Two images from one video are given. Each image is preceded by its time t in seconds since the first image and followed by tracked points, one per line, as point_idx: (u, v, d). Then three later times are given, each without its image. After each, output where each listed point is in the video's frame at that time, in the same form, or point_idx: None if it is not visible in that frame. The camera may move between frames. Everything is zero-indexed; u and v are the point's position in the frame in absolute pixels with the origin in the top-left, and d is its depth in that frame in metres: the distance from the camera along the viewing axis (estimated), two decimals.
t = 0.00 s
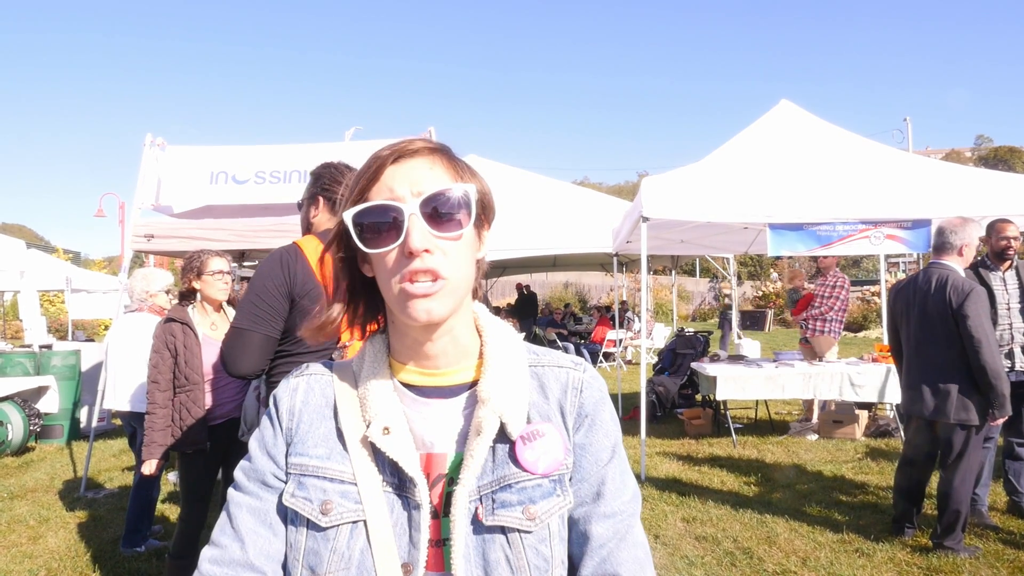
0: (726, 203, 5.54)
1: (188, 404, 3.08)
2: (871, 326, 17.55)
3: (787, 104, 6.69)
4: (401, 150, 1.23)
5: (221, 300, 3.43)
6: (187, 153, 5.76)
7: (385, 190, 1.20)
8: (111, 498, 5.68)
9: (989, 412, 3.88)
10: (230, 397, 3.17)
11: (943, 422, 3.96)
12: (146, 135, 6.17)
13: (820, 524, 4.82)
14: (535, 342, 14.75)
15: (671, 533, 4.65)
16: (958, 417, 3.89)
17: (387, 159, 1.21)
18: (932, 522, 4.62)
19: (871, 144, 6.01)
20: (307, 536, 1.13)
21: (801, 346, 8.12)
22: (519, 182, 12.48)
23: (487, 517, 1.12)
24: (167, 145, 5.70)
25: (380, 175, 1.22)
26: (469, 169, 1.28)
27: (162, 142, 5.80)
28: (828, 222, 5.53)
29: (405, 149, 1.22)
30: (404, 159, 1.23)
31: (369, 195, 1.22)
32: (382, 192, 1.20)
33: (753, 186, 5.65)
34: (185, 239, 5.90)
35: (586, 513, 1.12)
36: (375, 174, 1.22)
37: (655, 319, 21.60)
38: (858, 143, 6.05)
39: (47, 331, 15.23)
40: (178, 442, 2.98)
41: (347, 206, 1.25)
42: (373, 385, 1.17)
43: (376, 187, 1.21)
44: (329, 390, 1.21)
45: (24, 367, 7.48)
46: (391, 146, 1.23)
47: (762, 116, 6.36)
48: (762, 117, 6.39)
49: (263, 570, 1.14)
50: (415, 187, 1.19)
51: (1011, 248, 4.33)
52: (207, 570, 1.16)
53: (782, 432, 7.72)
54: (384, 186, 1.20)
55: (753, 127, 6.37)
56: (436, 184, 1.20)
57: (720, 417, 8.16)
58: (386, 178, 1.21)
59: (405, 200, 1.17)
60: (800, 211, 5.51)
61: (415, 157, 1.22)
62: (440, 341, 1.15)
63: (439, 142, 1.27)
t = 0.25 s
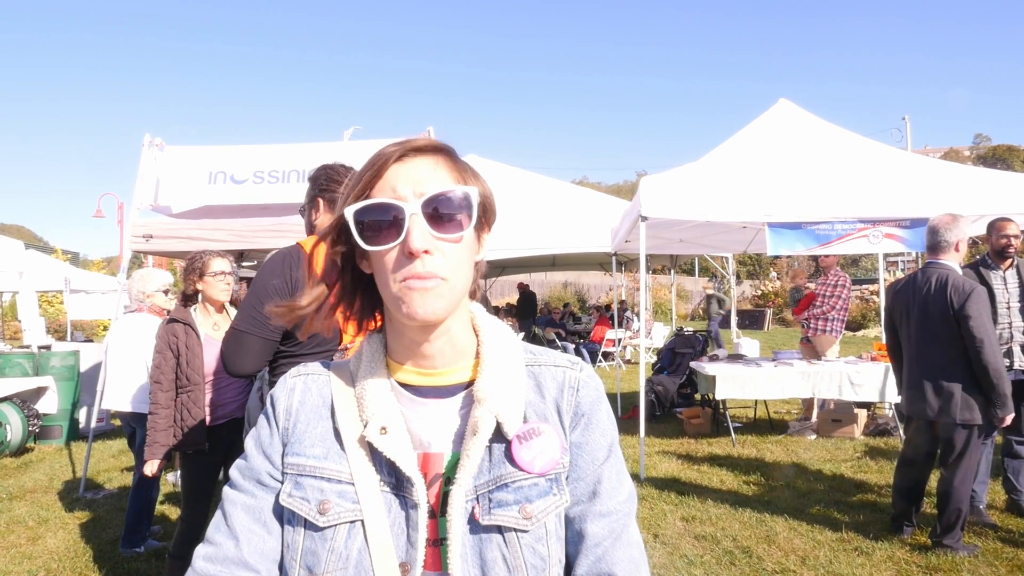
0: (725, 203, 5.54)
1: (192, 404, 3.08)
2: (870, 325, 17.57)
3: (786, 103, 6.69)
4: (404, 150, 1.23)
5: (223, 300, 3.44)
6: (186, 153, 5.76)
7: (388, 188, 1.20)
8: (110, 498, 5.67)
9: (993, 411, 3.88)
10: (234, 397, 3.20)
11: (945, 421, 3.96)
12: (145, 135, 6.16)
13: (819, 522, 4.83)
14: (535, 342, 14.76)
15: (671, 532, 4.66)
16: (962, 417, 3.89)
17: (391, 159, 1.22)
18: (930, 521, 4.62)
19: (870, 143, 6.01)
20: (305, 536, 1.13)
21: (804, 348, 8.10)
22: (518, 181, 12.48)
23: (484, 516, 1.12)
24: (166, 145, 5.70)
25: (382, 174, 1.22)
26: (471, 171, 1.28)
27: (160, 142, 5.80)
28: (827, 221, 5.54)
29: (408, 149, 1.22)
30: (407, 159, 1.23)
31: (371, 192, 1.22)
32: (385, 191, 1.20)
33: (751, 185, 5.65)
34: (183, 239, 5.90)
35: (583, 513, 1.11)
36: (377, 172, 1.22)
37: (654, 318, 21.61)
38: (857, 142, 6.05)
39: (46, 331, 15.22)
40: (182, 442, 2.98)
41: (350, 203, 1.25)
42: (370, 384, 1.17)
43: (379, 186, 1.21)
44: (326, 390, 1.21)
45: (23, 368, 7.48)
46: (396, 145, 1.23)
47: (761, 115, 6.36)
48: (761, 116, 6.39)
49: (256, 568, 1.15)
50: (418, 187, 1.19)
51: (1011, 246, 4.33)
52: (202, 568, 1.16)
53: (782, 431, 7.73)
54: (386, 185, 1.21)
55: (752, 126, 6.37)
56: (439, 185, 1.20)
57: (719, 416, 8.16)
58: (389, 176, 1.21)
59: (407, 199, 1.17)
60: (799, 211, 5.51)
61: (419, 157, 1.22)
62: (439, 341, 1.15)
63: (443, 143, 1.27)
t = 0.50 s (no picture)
0: (724, 202, 5.55)
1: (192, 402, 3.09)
2: (869, 324, 17.58)
3: (785, 103, 6.69)
4: (405, 146, 1.23)
5: (224, 300, 3.44)
6: (184, 151, 5.75)
7: (388, 182, 1.20)
8: (108, 496, 5.67)
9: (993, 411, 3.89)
10: (234, 396, 3.24)
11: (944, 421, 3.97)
12: (144, 133, 6.16)
13: (817, 521, 4.84)
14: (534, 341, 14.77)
15: (668, 531, 4.66)
16: (963, 417, 3.90)
17: (392, 154, 1.22)
18: (927, 520, 4.63)
19: (869, 143, 6.01)
20: (298, 533, 1.14)
21: (799, 347, 8.12)
22: (517, 181, 12.50)
23: (480, 514, 1.12)
24: (164, 143, 5.69)
25: (383, 168, 1.22)
26: (472, 169, 1.28)
27: (158, 139, 5.79)
28: (825, 221, 5.54)
29: (410, 145, 1.23)
30: (408, 154, 1.23)
31: (371, 185, 1.22)
32: (384, 184, 1.20)
33: (750, 184, 5.66)
34: (182, 237, 5.88)
35: (583, 514, 1.12)
36: (378, 166, 1.22)
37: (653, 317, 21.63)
38: (856, 141, 6.05)
39: (45, 329, 15.21)
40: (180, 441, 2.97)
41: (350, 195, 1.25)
42: (365, 381, 1.17)
43: (379, 179, 1.21)
44: (321, 387, 1.21)
45: (21, 365, 7.50)
46: (398, 141, 1.23)
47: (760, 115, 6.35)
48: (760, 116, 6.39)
49: (244, 565, 1.15)
50: (419, 182, 1.19)
51: (1011, 246, 4.34)
52: (191, 564, 1.17)
53: (780, 430, 7.74)
54: (387, 179, 1.20)
55: (751, 125, 6.37)
56: (440, 181, 1.20)
57: (717, 415, 8.17)
58: (390, 170, 1.21)
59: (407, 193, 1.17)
60: (797, 210, 5.52)
61: (419, 152, 1.23)
62: (433, 338, 1.15)
63: (445, 140, 1.28)
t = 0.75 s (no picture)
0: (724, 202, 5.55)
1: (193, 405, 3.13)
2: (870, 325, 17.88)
3: (786, 103, 6.69)
4: (405, 144, 1.22)
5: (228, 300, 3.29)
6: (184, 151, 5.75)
7: (387, 181, 1.19)
8: (107, 496, 5.66)
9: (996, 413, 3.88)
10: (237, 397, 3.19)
11: (942, 423, 4.01)
12: (144, 133, 6.17)
13: (817, 522, 4.84)
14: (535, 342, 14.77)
15: (669, 531, 4.66)
16: (962, 417, 3.93)
17: (391, 152, 1.21)
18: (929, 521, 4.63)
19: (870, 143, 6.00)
20: (297, 535, 1.13)
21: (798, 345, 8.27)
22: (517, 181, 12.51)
23: (480, 512, 1.12)
24: (164, 142, 5.69)
25: (382, 166, 1.21)
26: (471, 168, 1.27)
27: (159, 139, 5.79)
28: (826, 221, 5.54)
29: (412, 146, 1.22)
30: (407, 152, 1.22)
31: (369, 183, 1.20)
32: (383, 183, 1.19)
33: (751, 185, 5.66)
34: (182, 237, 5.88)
35: (584, 513, 1.13)
36: (377, 164, 1.21)
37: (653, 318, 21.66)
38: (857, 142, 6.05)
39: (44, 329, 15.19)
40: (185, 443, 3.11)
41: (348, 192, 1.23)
42: (363, 380, 1.16)
43: (377, 177, 1.20)
44: (318, 387, 1.20)
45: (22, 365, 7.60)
46: (399, 139, 1.22)
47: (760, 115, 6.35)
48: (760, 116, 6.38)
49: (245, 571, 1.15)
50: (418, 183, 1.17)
51: (1011, 245, 4.34)
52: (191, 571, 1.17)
53: (780, 431, 7.74)
54: (386, 178, 1.19)
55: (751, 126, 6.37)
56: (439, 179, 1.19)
57: (717, 415, 8.17)
58: (389, 168, 1.20)
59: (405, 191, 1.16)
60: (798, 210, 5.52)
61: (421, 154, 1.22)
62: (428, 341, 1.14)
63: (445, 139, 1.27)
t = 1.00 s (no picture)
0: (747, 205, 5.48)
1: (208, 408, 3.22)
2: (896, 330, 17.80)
3: (810, 105, 6.60)
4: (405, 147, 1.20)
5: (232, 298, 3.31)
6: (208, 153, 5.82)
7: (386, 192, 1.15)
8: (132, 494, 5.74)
9: None
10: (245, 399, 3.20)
11: (975, 432, 3.97)
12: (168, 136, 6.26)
13: (842, 530, 4.75)
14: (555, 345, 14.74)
15: (689, 537, 4.60)
16: (989, 424, 3.90)
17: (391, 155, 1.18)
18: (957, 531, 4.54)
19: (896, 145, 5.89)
20: (313, 541, 1.13)
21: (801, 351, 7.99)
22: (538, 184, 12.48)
23: (493, 532, 1.12)
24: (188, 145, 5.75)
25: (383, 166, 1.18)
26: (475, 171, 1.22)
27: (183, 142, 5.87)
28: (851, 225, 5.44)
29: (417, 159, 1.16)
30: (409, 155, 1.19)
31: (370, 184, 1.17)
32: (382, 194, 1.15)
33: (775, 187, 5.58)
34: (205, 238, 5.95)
35: (596, 535, 1.16)
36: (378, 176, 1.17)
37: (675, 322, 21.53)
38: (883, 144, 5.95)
39: (71, 329, 15.44)
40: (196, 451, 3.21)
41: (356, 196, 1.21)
42: (380, 390, 1.14)
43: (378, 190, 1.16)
44: (333, 393, 1.18)
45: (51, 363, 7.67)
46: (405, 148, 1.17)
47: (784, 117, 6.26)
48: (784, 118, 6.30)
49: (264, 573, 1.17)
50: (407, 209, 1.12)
51: None
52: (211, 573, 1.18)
53: (804, 436, 7.63)
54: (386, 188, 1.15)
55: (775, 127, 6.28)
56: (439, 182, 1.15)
57: (739, 421, 8.08)
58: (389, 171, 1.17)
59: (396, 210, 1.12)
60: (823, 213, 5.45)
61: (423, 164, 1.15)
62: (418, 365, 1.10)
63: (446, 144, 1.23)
